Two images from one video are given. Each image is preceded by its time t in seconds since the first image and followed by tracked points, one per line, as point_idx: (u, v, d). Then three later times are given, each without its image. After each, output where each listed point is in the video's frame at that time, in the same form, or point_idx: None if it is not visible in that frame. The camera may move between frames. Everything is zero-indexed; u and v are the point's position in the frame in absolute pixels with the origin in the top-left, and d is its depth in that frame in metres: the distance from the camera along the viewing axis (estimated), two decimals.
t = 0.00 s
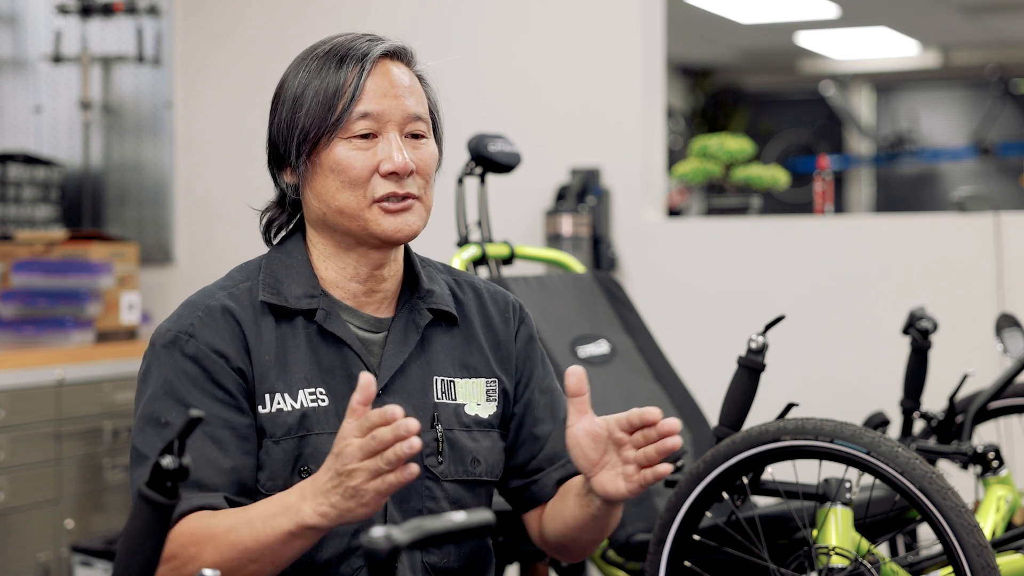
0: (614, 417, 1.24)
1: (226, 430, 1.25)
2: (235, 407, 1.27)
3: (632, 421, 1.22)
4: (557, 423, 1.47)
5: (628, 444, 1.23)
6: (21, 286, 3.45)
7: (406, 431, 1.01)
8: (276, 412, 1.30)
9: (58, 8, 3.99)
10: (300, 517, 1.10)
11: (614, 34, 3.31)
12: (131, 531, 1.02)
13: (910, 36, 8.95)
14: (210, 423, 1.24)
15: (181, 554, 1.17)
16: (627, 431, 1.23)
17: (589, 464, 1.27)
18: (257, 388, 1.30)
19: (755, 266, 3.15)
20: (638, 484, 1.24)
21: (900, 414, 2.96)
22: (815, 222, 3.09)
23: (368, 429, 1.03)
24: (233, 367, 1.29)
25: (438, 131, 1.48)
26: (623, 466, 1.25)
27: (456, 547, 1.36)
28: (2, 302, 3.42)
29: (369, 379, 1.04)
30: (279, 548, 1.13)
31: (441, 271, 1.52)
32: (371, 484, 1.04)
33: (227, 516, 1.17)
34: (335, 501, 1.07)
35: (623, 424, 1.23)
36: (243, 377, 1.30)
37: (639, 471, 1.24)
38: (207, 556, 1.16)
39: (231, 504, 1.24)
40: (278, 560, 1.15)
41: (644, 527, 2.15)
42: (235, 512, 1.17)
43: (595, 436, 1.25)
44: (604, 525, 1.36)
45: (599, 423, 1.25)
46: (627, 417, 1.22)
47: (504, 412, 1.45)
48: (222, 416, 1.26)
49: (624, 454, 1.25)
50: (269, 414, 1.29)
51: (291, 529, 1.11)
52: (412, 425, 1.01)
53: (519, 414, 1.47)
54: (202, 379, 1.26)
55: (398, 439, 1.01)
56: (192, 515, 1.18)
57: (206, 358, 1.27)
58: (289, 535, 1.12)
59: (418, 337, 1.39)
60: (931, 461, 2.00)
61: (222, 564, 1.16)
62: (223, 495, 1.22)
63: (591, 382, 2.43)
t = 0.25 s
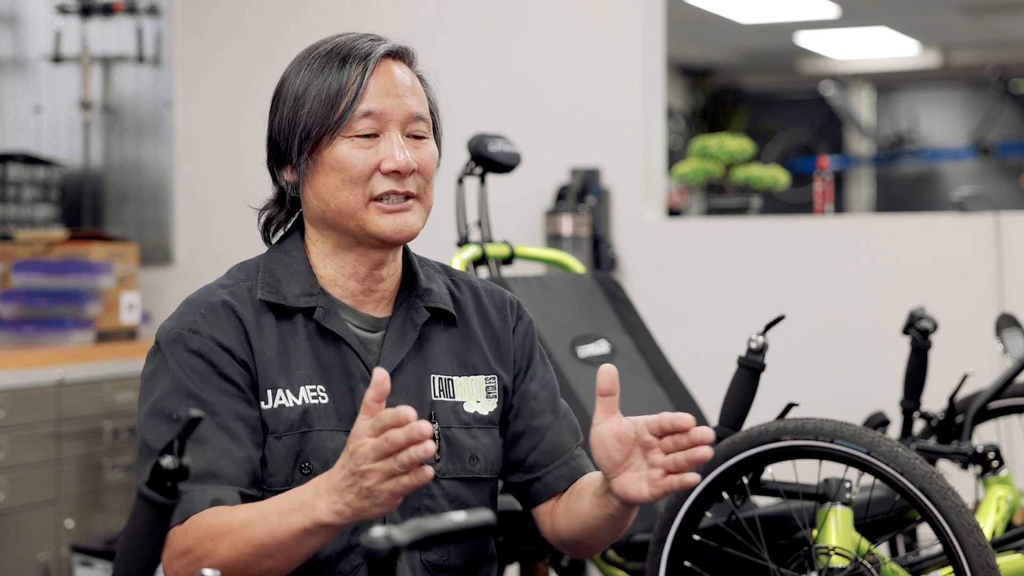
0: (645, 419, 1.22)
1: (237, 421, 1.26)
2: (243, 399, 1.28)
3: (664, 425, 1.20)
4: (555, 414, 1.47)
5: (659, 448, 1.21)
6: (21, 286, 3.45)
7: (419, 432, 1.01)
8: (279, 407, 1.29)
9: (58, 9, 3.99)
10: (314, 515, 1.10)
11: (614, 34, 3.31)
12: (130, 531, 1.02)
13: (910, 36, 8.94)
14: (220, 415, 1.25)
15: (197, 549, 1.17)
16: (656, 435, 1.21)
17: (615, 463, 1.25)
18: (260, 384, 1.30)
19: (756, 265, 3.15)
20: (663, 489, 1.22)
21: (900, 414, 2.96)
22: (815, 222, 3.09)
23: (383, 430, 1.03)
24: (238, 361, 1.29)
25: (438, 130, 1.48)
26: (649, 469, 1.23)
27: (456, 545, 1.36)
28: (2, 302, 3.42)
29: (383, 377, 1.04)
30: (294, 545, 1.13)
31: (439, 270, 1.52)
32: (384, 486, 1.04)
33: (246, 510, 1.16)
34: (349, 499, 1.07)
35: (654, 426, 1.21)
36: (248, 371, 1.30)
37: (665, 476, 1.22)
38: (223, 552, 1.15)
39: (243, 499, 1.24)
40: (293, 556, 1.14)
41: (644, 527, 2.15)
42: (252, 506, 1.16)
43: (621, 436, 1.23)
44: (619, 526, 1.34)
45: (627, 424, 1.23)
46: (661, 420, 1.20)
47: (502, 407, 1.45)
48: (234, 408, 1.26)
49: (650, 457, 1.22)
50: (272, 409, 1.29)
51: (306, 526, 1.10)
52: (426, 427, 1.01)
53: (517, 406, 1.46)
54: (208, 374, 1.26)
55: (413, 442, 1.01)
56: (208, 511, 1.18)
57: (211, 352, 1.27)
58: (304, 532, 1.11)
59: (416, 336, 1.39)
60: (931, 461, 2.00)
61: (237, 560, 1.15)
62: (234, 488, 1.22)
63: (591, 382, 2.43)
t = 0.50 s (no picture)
0: (623, 422, 1.22)
1: (235, 426, 1.26)
2: (243, 402, 1.28)
3: (642, 428, 1.20)
4: (554, 422, 1.47)
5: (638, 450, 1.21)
6: (21, 286, 3.45)
7: (415, 431, 1.01)
8: (279, 410, 1.29)
9: (58, 8, 3.99)
10: (316, 516, 1.10)
11: (614, 34, 3.31)
12: (130, 532, 1.01)
13: (910, 36, 8.95)
14: (220, 419, 1.25)
15: (198, 555, 1.17)
16: (635, 437, 1.21)
17: (596, 467, 1.25)
18: (260, 386, 1.30)
19: (756, 266, 3.15)
20: (643, 491, 1.22)
21: (900, 414, 2.96)
22: (815, 222, 3.09)
23: (377, 430, 1.03)
24: (238, 363, 1.29)
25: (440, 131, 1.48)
26: (630, 471, 1.23)
27: (455, 547, 1.36)
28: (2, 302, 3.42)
29: (384, 379, 1.02)
30: (297, 548, 1.13)
31: (441, 271, 1.52)
32: (381, 486, 1.04)
33: (245, 514, 1.17)
34: (349, 500, 1.07)
35: (632, 429, 1.21)
36: (248, 373, 1.30)
37: (645, 478, 1.22)
38: (225, 557, 1.16)
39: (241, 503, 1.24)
40: (296, 558, 1.15)
41: (644, 528, 2.15)
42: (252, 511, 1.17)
43: (602, 441, 1.22)
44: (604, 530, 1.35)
45: (608, 428, 1.23)
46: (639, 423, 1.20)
47: (501, 410, 1.45)
48: (232, 413, 1.26)
49: (632, 460, 1.23)
50: (272, 411, 1.29)
51: (308, 529, 1.11)
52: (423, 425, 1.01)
53: (515, 412, 1.46)
54: (209, 376, 1.27)
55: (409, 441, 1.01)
56: (208, 515, 1.18)
57: (212, 355, 1.27)
58: (306, 534, 1.12)
59: (417, 338, 1.39)
60: (931, 461, 2.00)
61: (239, 564, 1.15)
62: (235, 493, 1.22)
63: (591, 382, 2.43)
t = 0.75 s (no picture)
0: (639, 445, 1.24)
1: (239, 421, 1.26)
2: (245, 398, 1.28)
3: (657, 451, 1.22)
4: (549, 418, 1.47)
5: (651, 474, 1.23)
6: (21, 286, 3.45)
7: (432, 455, 1.00)
8: (279, 407, 1.29)
9: (58, 8, 3.99)
10: (324, 525, 1.10)
11: (614, 34, 3.31)
12: (130, 532, 1.01)
13: (910, 36, 8.95)
14: (222, 415, 1.25)
15: (205, 553, 1.17)
16: (650, 461, 1.23)
17: (606, 485, 1.27)
18: (261, 384, 1.30)
19: (756, 266, 3.15)
20: (655, 514, 1.24)
21: (900, 414, 2.96)
22: (815, 222, 3.09)
23: (396, 451, 1.02)
24: (239, 360, 1.29)
25: (437, 132, 1.48)
26: (642, 493, 1.25)
27: (455, 546, 1.36)
28: (2, 302, 3.42)
29: (396, 392, 1.02)
30: (302, 554, 1.13)
31: (438, 271, 1.52)
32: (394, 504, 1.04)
33: (253, 517, 1.16)
34: (359, 513, 1.07)
35: (648, 453, 1.23)
36: (249, 370, 1.30)
37: (657, 502, 1.24)
38: (231, 558, 1.15)
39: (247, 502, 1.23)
40: (302, 564, 1.14)
41: (644, 527, 2.15)
42: (260, 513, 1.16)
43: (614, 458, 1.25)
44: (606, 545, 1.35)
45: (621, 447, 1.25)
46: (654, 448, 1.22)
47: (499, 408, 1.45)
48: (235, 409, 1.26)
49: (644, 482, 1.24)
50: (273, 408, 1.29)
51: (315, 536, 1.11)
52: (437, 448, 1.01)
53: (512, 408, 1.46)
54: (210, 374, 1.27)
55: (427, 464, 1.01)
56: (217, 514, 1.18)
57: (213, 352, 1.27)
58: (312, 541, 1.11)
59: (415, 337, 1.39)
60: (931, 461, 2.00)
61: (245, 566, 1.15)
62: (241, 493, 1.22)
63: (591, 382, 2.43)
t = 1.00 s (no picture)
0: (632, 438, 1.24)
1: (237, 421, 1.26)
2: (243, 399, 1.28)
3: (651, 447, 1.22)
4: (548, 418, 1.47)
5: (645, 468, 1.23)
6: (21, 286, 3.45)
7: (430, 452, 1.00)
8: (277, 407, 1.29)
9: (58, 8, 3.99)
10: (320, 524, 1.10)
11: (614, 34, 3.31)
12: (130, 532, 1.01)
13: (910, 36, 8.95)
14: (221, 415, 1.25)
15: (201, 553, 1.17)
16: (645, 456, 1.23)
17: (602, 479, 1.27)
18: (258, 384, 1.30)
19: (756, 265, 3.15)
20: (650, 509, 1.24)
21: (900, 414, 2.96)
22: (815, 222, 3.09)
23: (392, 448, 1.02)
24: (237, 360, 1.29)
25: (437, 132, 1.48)
26: (636, 488, 1.25)
27: (454, 546, 1.36)
28: (2, 302, 3.42)
29: (391, 390, 1.02)
30: (298, 553, 1.13)
31: (437, 271, 1.52)
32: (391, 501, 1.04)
33: (249, 516, 1.16)
34: (356, 511, 1.06)
35: (642, 448, 1.23)
36: (246, 370, 1.30)
37: (652, 497, 1.24)
38: (228, 557, 1.15)
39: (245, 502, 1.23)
40: (298, 563, 1.14)
41: (644, 527, 2.15)
42: (256, 512, 1.16)
43: (609, 454, 1.25)
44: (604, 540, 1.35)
45: (616, 442, 1.25)
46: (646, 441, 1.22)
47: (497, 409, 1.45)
48: (232, 409, 1.26)
49: (639, 477, 1.24)
50: (270, 409, 1.29)
51: (311, 535, 1.11)
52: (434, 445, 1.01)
53: (511, 408, 1.46)
54: (208, 373, 1.27)
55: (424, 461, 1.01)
56: (213, 514, 1.18)
57: (211, 352, 1.27)
58: (309, 541, 1.11)
59: (413, 337, 1.39)
60: (931, 461, 2.00)
61: (241, 565, 1.15)
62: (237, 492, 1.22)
63: (591, 382, 2.43)
